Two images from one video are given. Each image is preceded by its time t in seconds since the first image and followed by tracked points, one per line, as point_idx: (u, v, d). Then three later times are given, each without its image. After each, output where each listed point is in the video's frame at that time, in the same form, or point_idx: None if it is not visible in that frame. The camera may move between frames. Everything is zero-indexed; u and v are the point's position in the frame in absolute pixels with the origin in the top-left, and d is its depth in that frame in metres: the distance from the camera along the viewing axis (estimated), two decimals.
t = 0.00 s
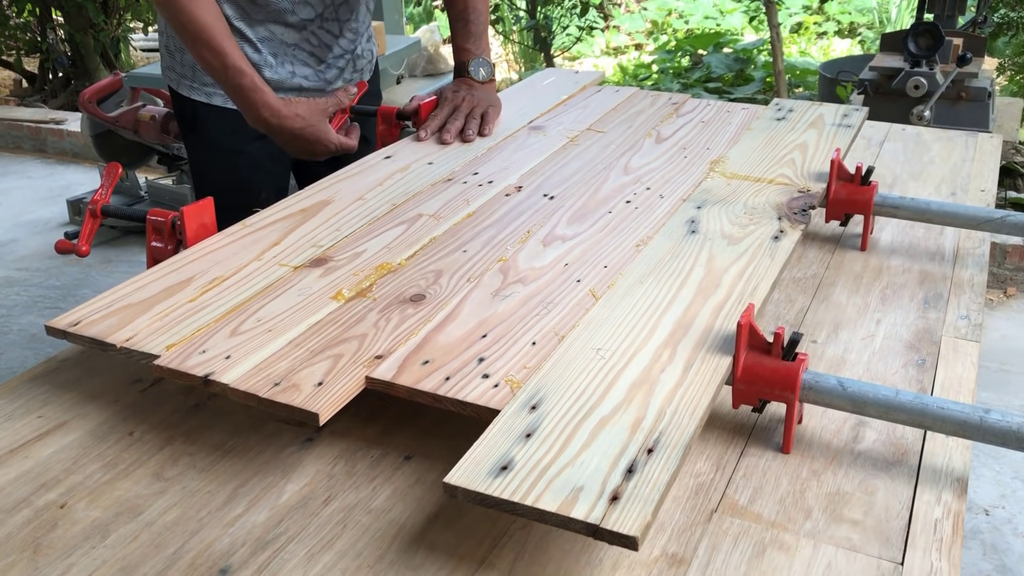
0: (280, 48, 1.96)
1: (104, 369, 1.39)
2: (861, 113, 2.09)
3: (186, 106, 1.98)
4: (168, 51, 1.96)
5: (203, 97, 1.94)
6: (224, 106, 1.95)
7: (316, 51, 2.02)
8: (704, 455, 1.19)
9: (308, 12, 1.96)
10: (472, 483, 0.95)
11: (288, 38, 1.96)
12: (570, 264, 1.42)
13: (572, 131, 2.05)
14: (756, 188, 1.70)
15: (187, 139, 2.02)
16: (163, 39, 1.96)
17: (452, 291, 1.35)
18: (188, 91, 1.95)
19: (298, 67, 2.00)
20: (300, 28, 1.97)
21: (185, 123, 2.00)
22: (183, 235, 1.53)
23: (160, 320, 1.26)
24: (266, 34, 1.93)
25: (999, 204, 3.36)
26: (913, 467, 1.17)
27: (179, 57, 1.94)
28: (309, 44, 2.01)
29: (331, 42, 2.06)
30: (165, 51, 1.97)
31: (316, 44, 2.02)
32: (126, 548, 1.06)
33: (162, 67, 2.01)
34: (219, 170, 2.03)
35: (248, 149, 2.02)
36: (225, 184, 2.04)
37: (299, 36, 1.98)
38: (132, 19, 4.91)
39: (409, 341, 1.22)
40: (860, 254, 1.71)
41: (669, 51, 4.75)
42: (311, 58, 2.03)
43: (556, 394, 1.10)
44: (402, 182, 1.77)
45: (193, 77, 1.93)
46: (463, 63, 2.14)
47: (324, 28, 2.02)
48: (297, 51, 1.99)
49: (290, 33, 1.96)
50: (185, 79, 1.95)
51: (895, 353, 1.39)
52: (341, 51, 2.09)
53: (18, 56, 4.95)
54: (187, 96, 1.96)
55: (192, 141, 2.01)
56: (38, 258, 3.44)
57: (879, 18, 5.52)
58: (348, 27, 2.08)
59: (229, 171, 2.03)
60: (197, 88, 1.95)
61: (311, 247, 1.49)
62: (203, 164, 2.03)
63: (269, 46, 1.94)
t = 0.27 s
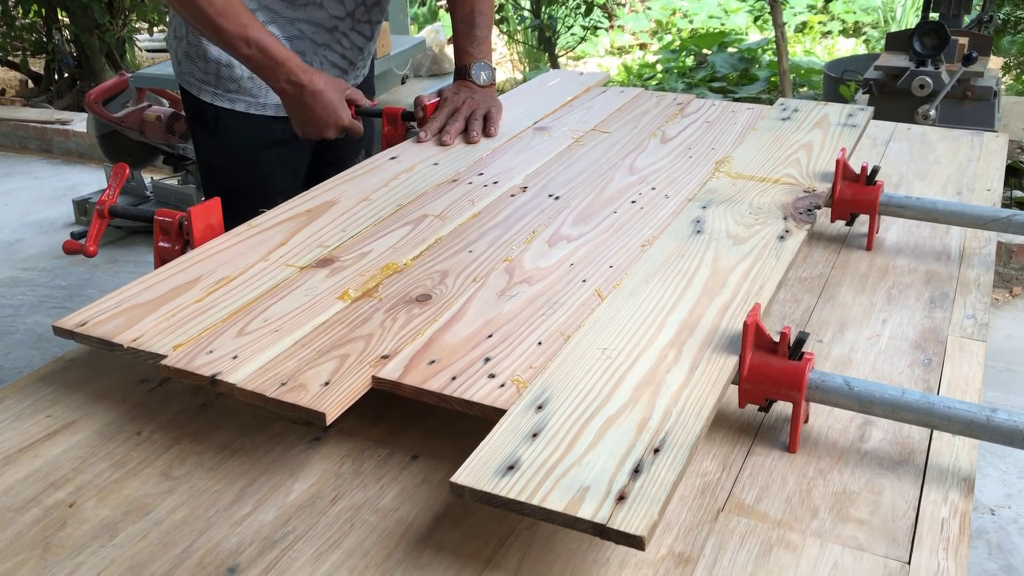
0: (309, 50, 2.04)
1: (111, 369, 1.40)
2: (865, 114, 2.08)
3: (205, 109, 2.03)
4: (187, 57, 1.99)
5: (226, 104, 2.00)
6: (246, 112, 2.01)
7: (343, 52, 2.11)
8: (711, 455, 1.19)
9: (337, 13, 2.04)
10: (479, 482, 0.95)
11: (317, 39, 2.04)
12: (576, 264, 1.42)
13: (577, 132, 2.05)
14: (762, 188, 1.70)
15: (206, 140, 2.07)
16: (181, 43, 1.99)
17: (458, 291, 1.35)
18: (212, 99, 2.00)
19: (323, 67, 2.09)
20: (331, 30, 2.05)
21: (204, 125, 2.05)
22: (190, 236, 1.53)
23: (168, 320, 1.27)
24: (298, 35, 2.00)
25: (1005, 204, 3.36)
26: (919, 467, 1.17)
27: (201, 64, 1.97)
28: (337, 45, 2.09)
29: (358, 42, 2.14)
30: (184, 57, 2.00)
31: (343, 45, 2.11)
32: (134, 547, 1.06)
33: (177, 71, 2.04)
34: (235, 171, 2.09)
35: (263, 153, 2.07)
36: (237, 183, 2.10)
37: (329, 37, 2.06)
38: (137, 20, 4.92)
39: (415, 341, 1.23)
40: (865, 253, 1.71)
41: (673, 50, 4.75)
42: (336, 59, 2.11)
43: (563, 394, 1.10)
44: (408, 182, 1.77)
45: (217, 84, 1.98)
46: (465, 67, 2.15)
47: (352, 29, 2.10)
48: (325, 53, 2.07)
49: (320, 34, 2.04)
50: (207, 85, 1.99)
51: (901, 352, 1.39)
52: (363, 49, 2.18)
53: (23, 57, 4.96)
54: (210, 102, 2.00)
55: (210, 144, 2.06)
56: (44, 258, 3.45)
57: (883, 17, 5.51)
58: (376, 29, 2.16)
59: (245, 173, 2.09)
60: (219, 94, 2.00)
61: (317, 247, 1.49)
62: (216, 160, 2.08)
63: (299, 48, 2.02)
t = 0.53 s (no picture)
0: (316, 48, 2.07)
1: (118, 370, 1.40)
2: (871, 113, 2.09)
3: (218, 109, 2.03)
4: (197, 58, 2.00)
5: (237, 103, 2.00)
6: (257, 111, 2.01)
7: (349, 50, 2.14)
8: (716, 457, 1.19)
9: (340, 9, 2.07)
10: (485, 484, 0.95)
11: (322, 37, 2.07)
12: (581, 265, 1.43)
13: (582, 133, 2.05)
14: (767, 190, 1.70)
15: (217, 140, 2.08)
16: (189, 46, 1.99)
17: (463, 292, 1.35)
18: (223, 98, 2.00)
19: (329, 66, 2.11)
20: (335, 27, 2.08)
21: (215, 125, 2.06)
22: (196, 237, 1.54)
23: (174, 321, 1.27)
24: (304, 34, 2.04)
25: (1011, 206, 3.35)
26: (926, 469, 1.17)
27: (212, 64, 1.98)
28: (342, 43, 2.12)
29: (363, 41, 2.16)
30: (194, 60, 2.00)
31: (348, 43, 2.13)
32: (141, 547, 1.07)
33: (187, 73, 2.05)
34: (246, 172, 2.11)
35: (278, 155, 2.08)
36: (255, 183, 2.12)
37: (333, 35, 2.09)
38: (142, 21, 4.94)
39: (421, 342, 1.23)
40: (871, 255, 1.71)
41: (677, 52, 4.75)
42: (342, 57, 2.14)
43: (568, 396, 1.10)
44: (413, 183, 1.77)
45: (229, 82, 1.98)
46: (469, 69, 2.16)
47: (357, 27, 2.12)
48: (330, 51, 2.10)
49: (325, 33, 2.07)
50: (219, 85, 1.99)
51: (907, 354, 1.39)
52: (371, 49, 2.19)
53: (29, 58, 4.98)
54: (221, 102, 2.01)
55: (222, 144, 2.08)
56: (50, 258, 3.46)
57: (888, 19, 5.51)
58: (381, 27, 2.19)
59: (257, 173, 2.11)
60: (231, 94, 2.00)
61: (323, 248, 1.50)
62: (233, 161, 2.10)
63: (306, 45, 2.05)
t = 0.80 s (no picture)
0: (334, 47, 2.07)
1: (119, 370, 1.40)
2: (875, 114, 2.08)
3: (234, 105, 2.05)
4: (216, 57, 2.01)
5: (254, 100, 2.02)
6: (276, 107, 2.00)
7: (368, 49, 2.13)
8: (718, 459, 1.19)
9: (357, 8, 2.07)
10: (486, 486, 0.95)
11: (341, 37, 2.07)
12: (583, 266, 1.42)
13: (585, 134, 2.05)
14: (769, 191, 1.70)
15: (230, 138, 2.09)
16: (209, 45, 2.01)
17: (465, 293, 1.35)
18: (241, 95, 2.02)
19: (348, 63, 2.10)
20: (353, 27, 2.08)
21: (230, 123, 2.07)
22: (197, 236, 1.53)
23: (175, 322, 1.27)
24: (323, 33, 2.04)
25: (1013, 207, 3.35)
26: (928, 471, 1.16)
27: (230, 62, 2.00)
28: (361, 42, 2.11)
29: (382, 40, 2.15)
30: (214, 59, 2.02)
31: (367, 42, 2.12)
32: (141, 548, 1.06)
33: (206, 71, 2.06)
34: (258, 171, 2.12)
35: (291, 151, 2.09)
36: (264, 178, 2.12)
37: (352, 35, 2.09)
38: (145, 21, 4.94)
39: (424, 342, 1.23)
40: (874, 257, 1.71)
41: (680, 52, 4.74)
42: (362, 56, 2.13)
43: (570, 397, 1.10)
44: (415, 184, 1.77)
45: (246, 79, 2.00)
46: (472, 69, 2.15)
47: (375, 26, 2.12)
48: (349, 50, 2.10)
49: (343, 32, 2.07)
50: (238, 82, 2.00)
51: (909, 356, 1.39)
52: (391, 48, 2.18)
53: (32, 58, 4.98)
54: (239, 98, 2.03)
55: (235, 142, 2.09)
56: (52, 258, 3.46)
57: (891, 20, 5.50)
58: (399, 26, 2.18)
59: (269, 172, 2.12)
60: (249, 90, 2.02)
61: (325, 249, 1.49)
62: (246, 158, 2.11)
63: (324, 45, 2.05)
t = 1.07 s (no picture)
0: (337, 50, 2.07)
1: (120, 370, 1.40)
2: (874, 114, 2.09)
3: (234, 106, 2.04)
4: (217, 58, 2.02)
5: (254, 100, 2.02)
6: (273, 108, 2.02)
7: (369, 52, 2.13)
8: (718, 459, 1.19)
9: (360, 12, 2.06)
10: (487, 486, 0.95)
11: (343, 41, 2.07)
12: (584, 267, 1.42)
13: (586, 134, 2.05)
14: (770, 192, 1.70)
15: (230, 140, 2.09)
16: (211, 46, 2.02)
17: (466, 293, 1.35)
18: (240, 95, 2.02)
19: (348, 66, 2.11)
20: (356, 32, 2.09)
21: (231, 124, 2.07)
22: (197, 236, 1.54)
23: (176, 322, 1.27)
24: (325, 36, 2.04)
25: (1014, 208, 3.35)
26: (928, 472, 1.17)
27: (231, 63, 2.00)
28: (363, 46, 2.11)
29: (383, 45, 2.17)
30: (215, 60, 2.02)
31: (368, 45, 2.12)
32: (143, 548, 1.07)
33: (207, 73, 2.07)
34: (257, 172, 2.11)
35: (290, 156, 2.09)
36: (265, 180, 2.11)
37: (354, 39, 2.09)
38: (146, 21, 4.94)
39: (424, 342, 1.23)
40: (874, 258, 1.71)
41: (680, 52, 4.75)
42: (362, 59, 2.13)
43: (570, 398, 1.10)
44: (416, 184, 1.77)
45: (246, 80, 2.00)
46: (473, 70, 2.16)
47: (378, 31, 2.13)
48: (351, 54, 2.10)
49: (346, 36, 2.07)
50: (236, 82, 2.01)
51: (910, 357, 1.39)
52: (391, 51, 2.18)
53: (33, 57, 4.98)
54: (237, 99, 2.03)
55: (234, 144, 2.09)
56: (52, 258, 3.47)
57: (892, 20, 5.50)
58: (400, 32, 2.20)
59: (267, 175, 2.11)
60: (249, 92, 2.02)
61: (326, 248, 1.50)
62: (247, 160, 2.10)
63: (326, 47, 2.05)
